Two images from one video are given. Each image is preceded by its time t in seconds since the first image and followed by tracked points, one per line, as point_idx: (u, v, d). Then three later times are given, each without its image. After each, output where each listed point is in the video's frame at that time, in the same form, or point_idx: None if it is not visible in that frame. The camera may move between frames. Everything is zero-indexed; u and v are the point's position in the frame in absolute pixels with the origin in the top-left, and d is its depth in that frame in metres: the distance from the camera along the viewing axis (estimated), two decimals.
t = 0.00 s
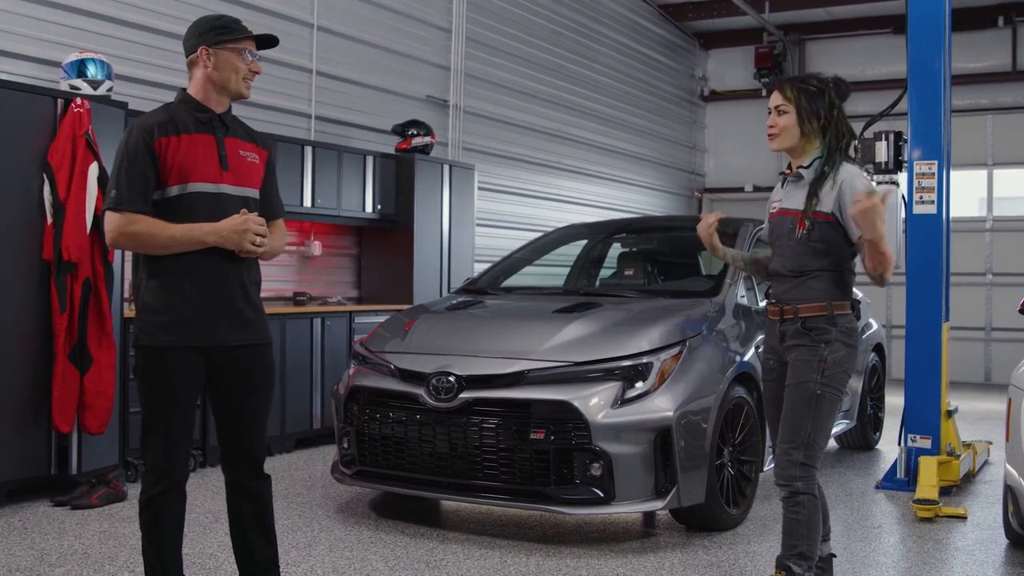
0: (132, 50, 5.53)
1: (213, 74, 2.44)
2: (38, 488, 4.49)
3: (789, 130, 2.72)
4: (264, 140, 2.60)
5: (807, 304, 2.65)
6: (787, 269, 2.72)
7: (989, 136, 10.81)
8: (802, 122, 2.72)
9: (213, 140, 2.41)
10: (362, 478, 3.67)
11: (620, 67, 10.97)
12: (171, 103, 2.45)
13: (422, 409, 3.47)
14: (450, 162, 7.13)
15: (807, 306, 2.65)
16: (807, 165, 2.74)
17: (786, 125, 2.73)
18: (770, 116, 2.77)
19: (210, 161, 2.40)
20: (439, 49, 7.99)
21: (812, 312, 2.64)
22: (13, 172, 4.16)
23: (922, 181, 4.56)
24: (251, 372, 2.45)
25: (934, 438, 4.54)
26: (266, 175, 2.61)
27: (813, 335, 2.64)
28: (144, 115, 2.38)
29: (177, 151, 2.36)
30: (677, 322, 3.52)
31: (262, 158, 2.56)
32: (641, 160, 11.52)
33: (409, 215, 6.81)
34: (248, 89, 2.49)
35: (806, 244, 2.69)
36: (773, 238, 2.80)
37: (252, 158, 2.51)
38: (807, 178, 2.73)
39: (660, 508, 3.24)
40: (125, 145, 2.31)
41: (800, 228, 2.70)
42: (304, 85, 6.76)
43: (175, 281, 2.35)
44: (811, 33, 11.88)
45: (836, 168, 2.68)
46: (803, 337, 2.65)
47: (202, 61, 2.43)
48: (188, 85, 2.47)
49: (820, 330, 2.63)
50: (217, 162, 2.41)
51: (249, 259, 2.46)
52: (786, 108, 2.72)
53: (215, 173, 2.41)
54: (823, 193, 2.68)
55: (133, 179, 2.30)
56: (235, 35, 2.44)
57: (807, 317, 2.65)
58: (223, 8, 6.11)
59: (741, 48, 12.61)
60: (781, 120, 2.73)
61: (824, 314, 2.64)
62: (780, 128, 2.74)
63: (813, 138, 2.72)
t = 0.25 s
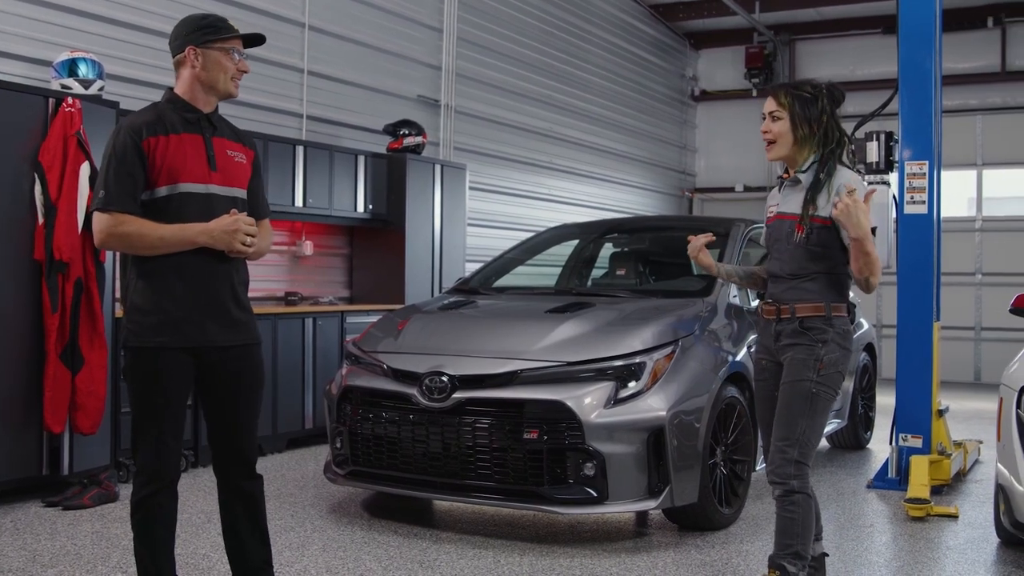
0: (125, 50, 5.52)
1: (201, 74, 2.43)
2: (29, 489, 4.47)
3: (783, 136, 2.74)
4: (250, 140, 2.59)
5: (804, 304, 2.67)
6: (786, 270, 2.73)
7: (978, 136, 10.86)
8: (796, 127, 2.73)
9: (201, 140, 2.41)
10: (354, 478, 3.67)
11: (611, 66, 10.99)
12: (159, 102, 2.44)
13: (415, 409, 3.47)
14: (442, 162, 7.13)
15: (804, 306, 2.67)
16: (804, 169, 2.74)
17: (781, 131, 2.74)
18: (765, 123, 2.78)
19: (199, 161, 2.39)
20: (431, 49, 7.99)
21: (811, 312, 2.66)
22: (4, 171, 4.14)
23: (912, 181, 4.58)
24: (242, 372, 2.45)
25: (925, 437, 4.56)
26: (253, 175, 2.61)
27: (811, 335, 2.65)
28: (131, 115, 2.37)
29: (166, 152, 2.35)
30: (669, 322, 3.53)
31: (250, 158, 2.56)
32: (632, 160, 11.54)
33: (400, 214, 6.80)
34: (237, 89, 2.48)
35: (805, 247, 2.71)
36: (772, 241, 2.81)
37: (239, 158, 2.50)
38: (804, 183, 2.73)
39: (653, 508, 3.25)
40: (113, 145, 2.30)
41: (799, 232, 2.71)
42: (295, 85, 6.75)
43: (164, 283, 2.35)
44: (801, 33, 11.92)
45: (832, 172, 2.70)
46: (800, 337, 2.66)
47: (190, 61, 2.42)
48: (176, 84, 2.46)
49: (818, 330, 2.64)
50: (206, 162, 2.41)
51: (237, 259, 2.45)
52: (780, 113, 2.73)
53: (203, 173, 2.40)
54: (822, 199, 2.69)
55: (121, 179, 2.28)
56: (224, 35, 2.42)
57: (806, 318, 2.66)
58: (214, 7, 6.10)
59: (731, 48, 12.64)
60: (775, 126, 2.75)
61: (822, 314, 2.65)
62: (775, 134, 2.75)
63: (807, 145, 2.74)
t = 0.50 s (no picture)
0: (126, 50, 5.52)
1: (196, 74, 2.42)
2: (26, 488, 4.46)
3: (781, 134, 2.73)
4: (246, 140, 2.59)
5: (801, 305, 2.67)
6: (781, 269, 2.73)
7: (974, 137, 10.88)
8: (794, 125, 2.73)
9: (197, 140, 2.41)
10: (352, 478, 3.67)
11: (608, 67, 10.99)
12: (154, 102, 2.44)
13: (413, 409, 3.47)
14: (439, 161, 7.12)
15: (801, 306, 2.66)
16: (800, 168, 2.75)
17: (779, 129, 2.73)
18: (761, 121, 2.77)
19: (195, 161, 2.39)
20: (428, 48, 7.99)
21: (807, 313, 2.65)
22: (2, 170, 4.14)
23: (910, 182, 4.59)
24: (241, 372, 2.45)
25: (922, 437, 4.57)
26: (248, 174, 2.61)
27: (807, 336, 2.64)
28: (127, 115, 2.36)
29: (162, 152, 2.35)
30: (667, 322, 3.53)
31: (245, 157, 2.55)
32: (628, 160, 11.55)
33: (397, 214, 6.80)
34: (232, 89, 2.48)
35: (801, 245, 2.71)
36: (768, 240, 2.81)
37: (235, 158, 2.50)
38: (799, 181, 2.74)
39: (651, 508, 3.26)
40: (110, 145, 2.30)
41: (794, 229, 2.71)
42: (293, 84, 6.74)
43: (164, 283, 2.34)
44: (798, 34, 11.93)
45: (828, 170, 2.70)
46: (795, 338, 2.66)
47: (185, 60, 2.41)
48: (171, 83, 2.45)
49: (815, 331, 2.64)
50: (202, 162, 2.40)
51: (236, 259, 2.45)
52: (777, 111, 2.73)
53: (200, 173, 2.40)
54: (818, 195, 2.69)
55: (118, 180, 2.28)
56: (220, 34, 2.43)
57: (802, 317, 2.66)
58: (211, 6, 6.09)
59: (728, 48, 12.65)
60: (773, 123, 2.74)
61: (819, 314, 2.65)
62: (773, 131, 2.74)
63: (805, 144, 2.74)
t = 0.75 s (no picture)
0: (118, 50, 5.49)
1: (197, 76, 2.43)
2: (25, 491, 4.45)
3: (789, 128, 2.74)
4: (248, 141, 2.59)
5: (793, 307, 2.66)
6: (773, 269, 2.73)
7: (972, 140, 10.90)
8: (798, 121, 2.76)
9: (199, 142, 2.40)
10: (351, 481, 3.67)
11: (606, 69, 11.00)
12: (155, 104, 2.44)
13: (413, 412, 3.47)
14: (438, 164, 7.13)
15: (792, 308, 2.66)
16: (796, 166, 2.76)
17: (787, 124, 2.74)
18: (765, 116, 2.76)
19: (198, 163, 2.39)
20: (427, 51, 8.00)
21: (799, 315, 2.65)
22: (3, 172, 4.14)
23: (909, 185, 4.59)
24: (245, 375, 2.45)
25: (921, 440, 4.57)
26: (251, 176, 2.61)
27: (798, 340, 2.64)
28: (129, 118, 2.36)
29: (164, 155, 2.35)
30: (667, 325, 3.53)
31: (247, 158, 2.55)
32: (627, 163, 11.56)
33: (396, 216, 6.80)
34: (232, 90, 2.48)
35: (795, 243, 2.71)
36: (761, 239, 2.81)
37: (237, 159, 2.50)
38: (796, 178, 2.75)
39: (651, 511, 3.25)
40: (112, 149, 2.30)
41: (790, 226, 2.72)
42: (292, 87, 6.75)
43: (168, 286, 2.34)
44: (796, 37, 11.95)
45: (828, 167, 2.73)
46: (788, 340, 2.66)
47: (185, 62, 2.42)
48: (171, 86, 2.45)
49: (806, 335, 2.63)
50: (205, 164, 2.40)
51: (241, 259, 2.45)
52: (784, 106, 2.73)
53: (203, 175, 2.40)
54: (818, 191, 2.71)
55: (121, 184, 2.28)
56: (220, 35, 2.42)
57: (793, 320, 2.66)
58: (210, 9, 6.09)
59: (726, 51, 12.67)
60: (779, 118, 2.74)
61: (811, 317, 2.64)
62: (782, 126, 2.74)
63: (804, 141, 2.77)
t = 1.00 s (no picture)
0: (114, 50, 5.48)
1: (202, 78, 2.43)
2: (23, 492, 4.45)
3: (787, 133, 2.74)
4: (256, 141, 2.59)
5: (780, 307, 2.66)
6: (763, 269, 2.74)
7: (969, 143, 10.92)
8: (795, 125, 2.76)
9: (205, 144, 2.40)
10: (351, 483, 3.66)
11: (604, 71, 11.01)
12: (162, 107, 2.44)
13: (413, 414, 3.47)
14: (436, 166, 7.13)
15: (780, 308, 2.66)
16: (794, 167, 2.76)
17: (786, 128, 2.74)
18: (763, 119, 2.76)
19: (204, 164, 2.39)
20: (426, 52, 8.00)
21: (786, 315, 2.64)
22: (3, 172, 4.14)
23: (908, 188, 4.60)
24: (252, 376, 2.45)
25: (919, 442, 4.58)
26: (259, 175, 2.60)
27: (785, 341, 2.64)
28: (135, 121, 2.36)
29: (170, 158, 2.35)
30: (667, 327, 3.53)
31: (255, 158, 2.54)
32: (625, 165, 11.57)
33: (395, 218, 6.80)
34: (238, 93, 2.48)
35: (788, 242, 2.71)
36: (755, 239, 2.81)
37: (245, 160, 2.49)
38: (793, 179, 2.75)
39: (651, 513, 3.26)
40: (118, 152, 2.30)
41: (784, 226, 2.72)
42: (291, 88, 6.75)
43: (175, 287, 2.34)
44: (793, 39, 11.97)
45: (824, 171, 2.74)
46: (772, 343, 2.66)
47: (191, 64, 2.42)
48: (177, 88, 2.46)
49: (794, 334, 2.63)
50: (211, 166, 2.40)
51: (247, 260, 2.45)
52: (783, 110, 2.73)
53: (209, 177, 2.40)
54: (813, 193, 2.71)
55: (127, 187, 2.28)
56: (227, 38, 2.42)
57: (780, 319, 2.65)
58: (209, 10, 6.09)
59: (724, 54, 12.68)
60: (778, 122, 2.74)
61: (799, 315, 2.64)
62: (780, 130, 2.74)
63: (800, 145, 2.77)
